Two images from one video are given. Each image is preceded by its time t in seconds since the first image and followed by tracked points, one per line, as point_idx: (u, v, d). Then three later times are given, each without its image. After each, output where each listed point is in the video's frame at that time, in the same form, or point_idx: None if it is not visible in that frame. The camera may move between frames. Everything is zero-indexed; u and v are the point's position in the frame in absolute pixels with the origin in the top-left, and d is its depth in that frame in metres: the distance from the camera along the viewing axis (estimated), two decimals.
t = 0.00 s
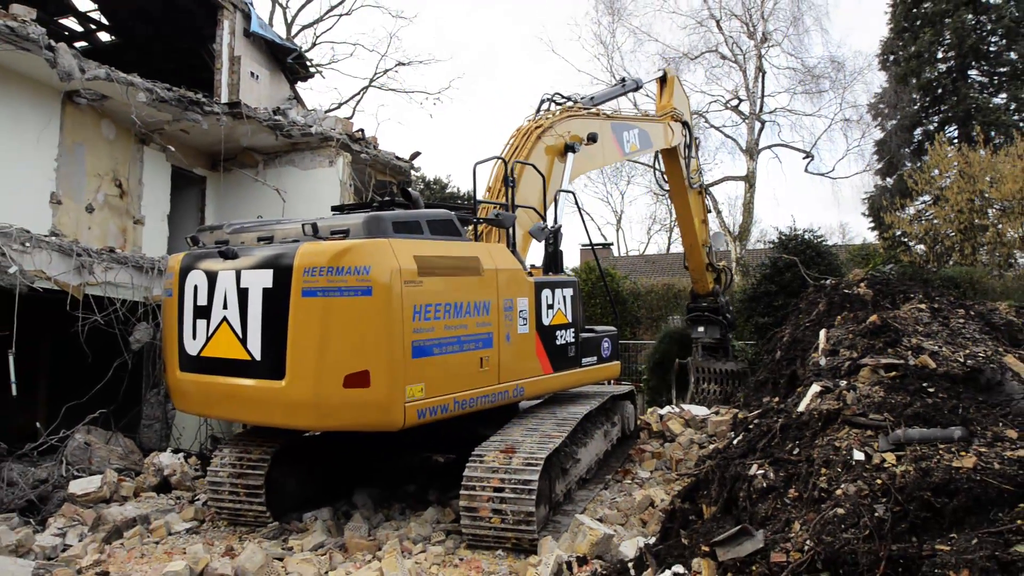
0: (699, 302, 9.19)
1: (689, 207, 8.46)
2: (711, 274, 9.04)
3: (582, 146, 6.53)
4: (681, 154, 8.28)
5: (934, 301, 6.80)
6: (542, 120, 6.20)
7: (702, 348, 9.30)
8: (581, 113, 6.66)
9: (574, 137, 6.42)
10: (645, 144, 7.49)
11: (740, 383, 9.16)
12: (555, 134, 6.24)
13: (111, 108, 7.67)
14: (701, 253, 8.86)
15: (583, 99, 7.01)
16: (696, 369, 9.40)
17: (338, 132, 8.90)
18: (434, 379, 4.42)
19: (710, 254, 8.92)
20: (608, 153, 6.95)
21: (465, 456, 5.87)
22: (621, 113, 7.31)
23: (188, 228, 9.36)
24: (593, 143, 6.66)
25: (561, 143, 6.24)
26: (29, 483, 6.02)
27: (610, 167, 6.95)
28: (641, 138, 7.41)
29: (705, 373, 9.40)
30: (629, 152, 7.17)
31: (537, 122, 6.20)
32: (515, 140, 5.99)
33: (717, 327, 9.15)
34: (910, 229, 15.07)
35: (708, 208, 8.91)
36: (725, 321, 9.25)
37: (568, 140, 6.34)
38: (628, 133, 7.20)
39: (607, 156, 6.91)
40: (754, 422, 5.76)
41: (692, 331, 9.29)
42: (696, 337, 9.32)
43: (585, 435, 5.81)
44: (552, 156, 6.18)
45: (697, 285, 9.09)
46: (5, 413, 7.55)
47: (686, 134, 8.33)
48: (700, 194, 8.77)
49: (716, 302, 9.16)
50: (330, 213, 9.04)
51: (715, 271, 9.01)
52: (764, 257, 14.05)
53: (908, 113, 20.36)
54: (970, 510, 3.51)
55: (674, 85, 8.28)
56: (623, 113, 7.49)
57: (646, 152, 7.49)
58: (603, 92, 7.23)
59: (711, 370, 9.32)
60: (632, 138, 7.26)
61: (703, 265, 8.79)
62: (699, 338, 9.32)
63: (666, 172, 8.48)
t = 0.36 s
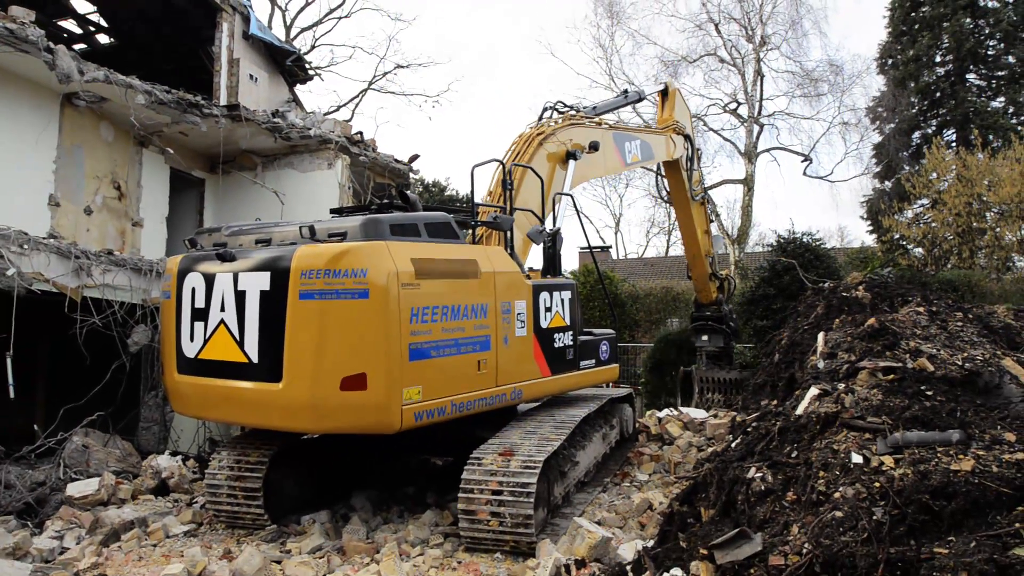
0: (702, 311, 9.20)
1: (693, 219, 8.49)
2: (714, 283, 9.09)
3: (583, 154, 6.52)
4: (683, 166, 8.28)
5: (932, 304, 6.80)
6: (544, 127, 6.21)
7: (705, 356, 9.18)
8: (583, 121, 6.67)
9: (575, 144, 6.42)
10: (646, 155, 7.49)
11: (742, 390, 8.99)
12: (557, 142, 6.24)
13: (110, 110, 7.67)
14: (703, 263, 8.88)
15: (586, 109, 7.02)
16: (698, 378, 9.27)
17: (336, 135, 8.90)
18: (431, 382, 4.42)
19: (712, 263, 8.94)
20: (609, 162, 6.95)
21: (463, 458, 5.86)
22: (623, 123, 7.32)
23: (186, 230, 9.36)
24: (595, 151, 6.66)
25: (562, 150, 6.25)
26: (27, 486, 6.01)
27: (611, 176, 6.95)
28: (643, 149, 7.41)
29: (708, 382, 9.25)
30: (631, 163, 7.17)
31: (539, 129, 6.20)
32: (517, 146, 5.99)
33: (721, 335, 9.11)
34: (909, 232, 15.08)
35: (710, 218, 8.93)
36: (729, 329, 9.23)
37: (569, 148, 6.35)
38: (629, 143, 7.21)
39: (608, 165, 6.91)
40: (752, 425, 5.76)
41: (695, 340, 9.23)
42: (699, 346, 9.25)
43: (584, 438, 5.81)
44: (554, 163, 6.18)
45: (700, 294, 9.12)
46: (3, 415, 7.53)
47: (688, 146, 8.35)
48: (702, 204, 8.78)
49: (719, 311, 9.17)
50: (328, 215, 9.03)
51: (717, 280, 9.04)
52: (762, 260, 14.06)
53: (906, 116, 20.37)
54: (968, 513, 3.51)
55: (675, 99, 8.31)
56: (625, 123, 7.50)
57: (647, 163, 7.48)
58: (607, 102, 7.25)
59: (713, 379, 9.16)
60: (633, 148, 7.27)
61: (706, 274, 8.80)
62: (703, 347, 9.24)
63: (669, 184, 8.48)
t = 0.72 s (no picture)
0: (703, 316, 9.21)
1: (694, 226, 8.49)
2: (715, 289, 9.10)
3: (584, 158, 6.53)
4: (683, 173, 8.27)
5: (932, 305, 6.81)
6: (546, 130, 6.22)
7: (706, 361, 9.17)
8: (585, 126, 6.68)
9: (577, 148, 6.43)
10: (647, 161, 7.49)
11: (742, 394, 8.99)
12: (559, 145, 6.25)
13: (111, 110, 7.68)
14: (704, 268, 8.88)
15: (588, 114, 7.03)
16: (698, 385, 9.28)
17: (336, 135, 8.90)
18: (431, 382, 4.42)
19: (713, 269, 8.94)
20: (611, 166, 6.95)
21: (462, 459, 5.86)
22: (625, 129, 7.33)
23: (186, 229, 9.35)
24: (597, 155, 6.66)
25: (564, 154, 6.25)
26: (27, 484, 6.01)
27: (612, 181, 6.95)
28: (644, 156, 7.41)
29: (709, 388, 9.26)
30: (632, 169, 7.18)
31: (542, 132, 6.21)
32: (519, 149, 5.99)
33: (722, 340, 9.05)
34: (909, 233, 15.08)
35: (710, 224, 8.93)
36: (729, 334, 9.21)
37: (571, 151, 6.35)
38: (630, 149, 7.21)
39: (609, 169, 6.91)
40: (751, 426, 5.77)
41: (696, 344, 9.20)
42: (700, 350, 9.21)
43: (584, 439, 5.81)
44: (556, 166, 6.18)
45: (701, 300, 9.12)
46: (3, 414, 7.53)
47: (688, 154, 8.36)
48: (702, 211, 8.78)
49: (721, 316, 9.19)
50: (328, 215, 9.03)
51: (718, 286, 9.04)
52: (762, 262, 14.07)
53: (907, 118, 20.37)
54: (967, 515, 3.50)
55: (676, 106, 8.32)
56: (627, 129, 7.50)
57: (648, 169, 7.49)
58: (610, 108, 7.26)
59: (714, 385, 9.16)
60: (635, 154, 7.28)
61: (706, 280, 8.80)
62: (704, 351, 9.21)
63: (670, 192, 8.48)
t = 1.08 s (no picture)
0: (701, 315, 9.20)
1: (693, 226, 8.48)
2: (713, 289, 9.09)
3: (584, 154, 6.52)
4: (682, 172, 8.24)
5: (931, 301, 6.82)
6: (546, 127, 6.21)
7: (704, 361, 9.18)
8: (585, 122, 6.67)
9: (577, 145, 6.42)
10: (647, 159, 7.48)
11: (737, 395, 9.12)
12: (559, 141, 6.24)
13: (108, 103, 7.65)
14: (703, 268, 8.87)
15: (588, 111, 7.02)
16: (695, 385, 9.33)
17: (335, 129, 8.88)
18: (430, 376, 4.42)
19: (711, 269, 8.94)
20: (610, 163, 6.94)
21: (461, 453, 5.87)
22: (625, 127, 7.32)
23: (184, 224, 9.33)
24: (596, 152, 6.65)
25: (564, 150, 6.24)
26: (25, 478, 6.02)
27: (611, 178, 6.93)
28: (643, 154, 7.40)
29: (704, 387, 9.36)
30: (631, 166, 7.16)
31: (541, 128, 6.20)
32: (519, 144, 5.99)
33: (719, 340, 9.09)
34: (907, 228, 15.08)
35: (709, 223, 8.93)
36: (728, 334, 9.18)
37: (570, 148, 6.34)
38: (630, 147, 7.21)
39: (608, 166, 6.90)
40: (749, 421, 5.77)
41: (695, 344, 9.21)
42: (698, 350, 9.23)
43: (582, 433, 5.82)
44: (555, 163, 6.17)
45: (699, 299, 9.11)
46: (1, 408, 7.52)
47: (687, 154, 8.34)
48: (701, 210, 8.77)
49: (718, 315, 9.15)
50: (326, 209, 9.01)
51: (716, 286, 9.03)
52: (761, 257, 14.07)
53: (906, 113, 20.34)
54: (964, 510, 3.52)
55: (676, 105, 8.28)
56: (626, 127, 7.49)
57: (647, 168, 7.48)
58: (610, 106, 7.24)
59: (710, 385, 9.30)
60: (634, 153, 7.27)
61: (705, 279, 8.79)
62: (702, 351, 9.22)
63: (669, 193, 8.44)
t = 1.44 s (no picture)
0: (702, 310, 9.26)
1: (694, 221, 8.50)
2: (714, 283, 9.10)
3: (584, 148, 6.51)
4: (684, 166, 8.22)
5: (931, 294, 6.83)
6: (547, 120, 6.22)
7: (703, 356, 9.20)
8: (586, 116, 6.67)
9: (578, 139, 6.42)
10: (648, 153, 7.47)
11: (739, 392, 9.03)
12: (560, 135, 6.24)
13: (107, 96, 7.63)
14: (704, 262, 8.87)
15: (589, 104, 7.02)
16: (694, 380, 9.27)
17: (334, 122, 8.86)
18: (428, 369, 4.43)
19: (712, 263, 8.94)
20: (611, 157, 6.94)
21: (461, 446, 5.88)
22: (626, 121, 7.31)
23: (184, 217, 9.33)
24: (597, 146, 6.65)
25: (565, 144, 6.24)
26: (26, 471, 6.03)
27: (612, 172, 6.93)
28: (645, 148, 7.39)
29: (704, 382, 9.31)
30: (632, 160, 7.16)
31: (542, 122, 6.20)
32: (520, 137, 5.99)
33: (720, 335, 9.14)
34: (908, 222, 15.08)
35: (711, 217, 8.92)
36: (729, 329, 9.25)
37: (571, 141, 6.34)
38: (631, 140, 7.20)
39: (610, 160, 6.89)
40: (749, 414, 5.79)
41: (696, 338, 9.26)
42: (699, 344, 9.28)
43: (582, 426, 5.83)
44: (555, 157, 6.17)
45: (700, 294, 9.12)
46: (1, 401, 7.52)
47: (690, 148, 8.33)
48: (703, 204, 8.76)
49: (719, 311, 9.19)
50: (326, 202, 8.99)
51: (717, 280, 9.04)
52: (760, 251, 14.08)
53: (906, 107, 20.31)
54: (964, 503, 3.53)
55: (679, 98, 8.28)
56: (628, 121, 7.49)
57: (649, 161, 7.47)
58: (613, 99, 7.24)
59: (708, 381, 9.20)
60: (636, 146, 7.27)
61: (706, 273, 8.79)
62: (703, 345, 9.29)
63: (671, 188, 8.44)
